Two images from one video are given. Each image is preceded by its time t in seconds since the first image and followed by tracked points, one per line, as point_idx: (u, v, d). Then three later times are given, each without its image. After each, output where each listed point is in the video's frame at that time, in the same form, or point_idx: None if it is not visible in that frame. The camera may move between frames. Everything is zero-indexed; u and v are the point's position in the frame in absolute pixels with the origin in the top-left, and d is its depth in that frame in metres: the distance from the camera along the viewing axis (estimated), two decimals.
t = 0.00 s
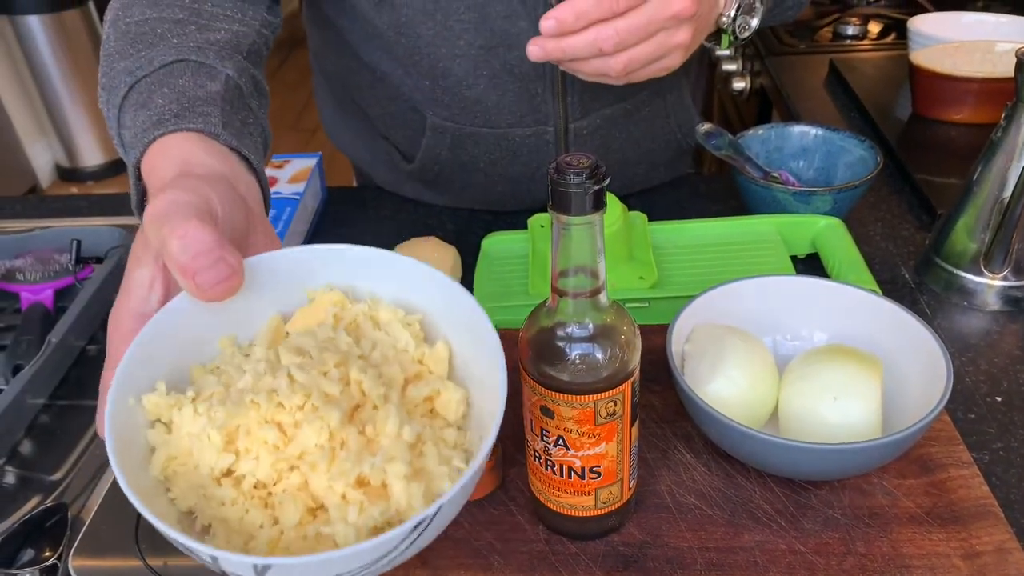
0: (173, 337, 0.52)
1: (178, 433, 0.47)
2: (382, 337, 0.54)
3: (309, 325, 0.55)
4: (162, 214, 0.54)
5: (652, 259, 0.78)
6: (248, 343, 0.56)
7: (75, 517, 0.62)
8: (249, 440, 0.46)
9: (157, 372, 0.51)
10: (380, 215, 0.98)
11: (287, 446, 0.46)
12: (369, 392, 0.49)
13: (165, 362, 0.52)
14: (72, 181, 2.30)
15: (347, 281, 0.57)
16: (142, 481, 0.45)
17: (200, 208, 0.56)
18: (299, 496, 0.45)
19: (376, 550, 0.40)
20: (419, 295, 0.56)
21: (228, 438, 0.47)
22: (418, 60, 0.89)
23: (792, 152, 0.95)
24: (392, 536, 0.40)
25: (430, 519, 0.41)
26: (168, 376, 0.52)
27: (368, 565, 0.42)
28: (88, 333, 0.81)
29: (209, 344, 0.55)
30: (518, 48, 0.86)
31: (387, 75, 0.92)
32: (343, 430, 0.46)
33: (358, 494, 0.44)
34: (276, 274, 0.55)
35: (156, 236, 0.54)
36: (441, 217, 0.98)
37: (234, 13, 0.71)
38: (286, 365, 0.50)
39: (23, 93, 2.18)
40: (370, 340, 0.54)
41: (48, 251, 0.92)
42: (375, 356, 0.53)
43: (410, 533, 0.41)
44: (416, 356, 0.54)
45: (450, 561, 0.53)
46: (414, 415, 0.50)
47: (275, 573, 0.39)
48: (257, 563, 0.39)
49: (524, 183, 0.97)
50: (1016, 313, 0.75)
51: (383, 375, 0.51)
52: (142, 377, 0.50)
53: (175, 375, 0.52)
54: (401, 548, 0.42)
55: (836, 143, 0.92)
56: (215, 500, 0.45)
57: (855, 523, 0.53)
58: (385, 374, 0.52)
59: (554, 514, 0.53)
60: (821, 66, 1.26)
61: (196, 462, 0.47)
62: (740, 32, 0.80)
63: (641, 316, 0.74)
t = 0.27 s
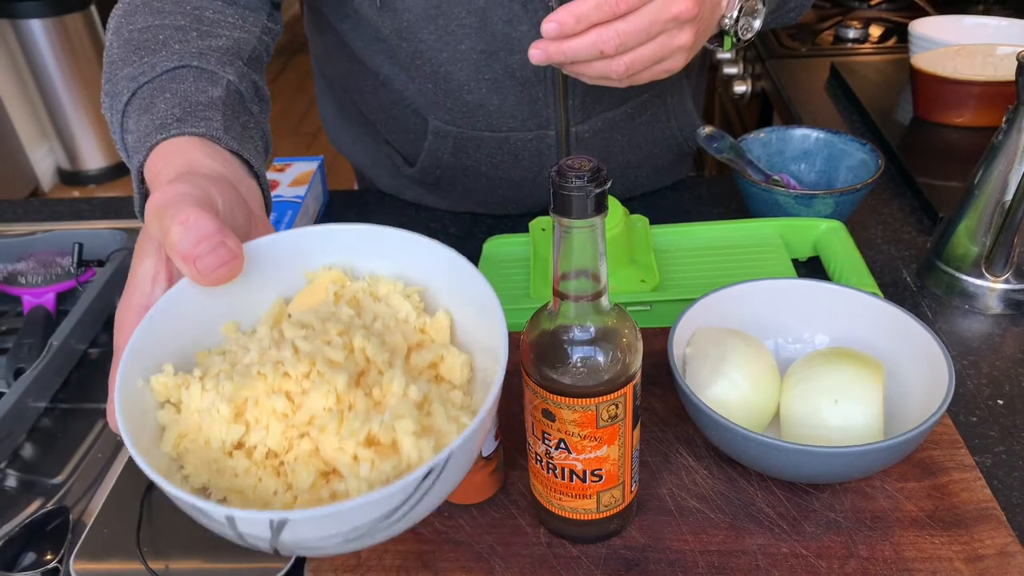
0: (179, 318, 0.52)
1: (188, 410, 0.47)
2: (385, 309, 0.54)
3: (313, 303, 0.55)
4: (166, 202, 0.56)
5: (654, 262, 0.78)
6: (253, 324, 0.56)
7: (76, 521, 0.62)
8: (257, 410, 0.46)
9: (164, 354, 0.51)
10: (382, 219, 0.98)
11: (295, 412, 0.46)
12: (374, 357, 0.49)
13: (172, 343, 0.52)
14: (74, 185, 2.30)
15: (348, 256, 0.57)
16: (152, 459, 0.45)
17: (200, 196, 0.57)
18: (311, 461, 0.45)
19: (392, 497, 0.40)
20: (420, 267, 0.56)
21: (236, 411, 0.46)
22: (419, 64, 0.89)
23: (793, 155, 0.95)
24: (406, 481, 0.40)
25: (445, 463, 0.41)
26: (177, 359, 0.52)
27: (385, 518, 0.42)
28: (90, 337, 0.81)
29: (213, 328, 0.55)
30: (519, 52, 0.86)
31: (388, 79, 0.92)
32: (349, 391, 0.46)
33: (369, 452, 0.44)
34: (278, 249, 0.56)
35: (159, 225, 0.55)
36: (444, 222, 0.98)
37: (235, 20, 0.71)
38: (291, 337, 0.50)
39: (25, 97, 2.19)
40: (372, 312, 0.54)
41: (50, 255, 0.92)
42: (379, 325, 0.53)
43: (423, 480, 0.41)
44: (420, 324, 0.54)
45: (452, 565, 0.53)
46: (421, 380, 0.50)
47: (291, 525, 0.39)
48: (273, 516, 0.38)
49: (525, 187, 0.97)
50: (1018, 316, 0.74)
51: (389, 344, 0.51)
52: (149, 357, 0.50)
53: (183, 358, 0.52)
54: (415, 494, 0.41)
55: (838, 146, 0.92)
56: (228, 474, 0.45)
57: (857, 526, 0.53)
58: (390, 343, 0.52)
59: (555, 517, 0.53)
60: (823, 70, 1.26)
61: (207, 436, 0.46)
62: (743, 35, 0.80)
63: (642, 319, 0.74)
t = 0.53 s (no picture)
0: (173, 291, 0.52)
1: (181, 371, 0.47)
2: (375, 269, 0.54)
3: (305, 273, 0.54)
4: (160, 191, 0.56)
5: (654, 264, 0.78)
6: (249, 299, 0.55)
7: (76, 523, 0.62)
8: (248, 365, 0.46)
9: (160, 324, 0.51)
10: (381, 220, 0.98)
11: (283, 362, 0.46)
12: (363, 310, 0.49)
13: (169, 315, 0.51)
14: (74, 187, 2.30)
15: (337, 230, 0.56)
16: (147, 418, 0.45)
17: (197, 181, 0.57)
18: (302, 410, 0.44)
19: (380, 421, 0.40)
20: (407, 229, 0.55)
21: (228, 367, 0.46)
22: (419, 66, 0.89)
23: (794, 157, 0.95)
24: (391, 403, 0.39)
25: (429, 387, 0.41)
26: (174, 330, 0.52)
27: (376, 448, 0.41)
28: (89, 339, 0.81)
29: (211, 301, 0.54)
30: (518, 53, 0.86)
31: (388, 81, 0.92)
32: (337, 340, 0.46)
33: (357, 392, 0.43)
34: (266, 225, 0.55)
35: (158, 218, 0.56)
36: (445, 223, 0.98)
37: (238, 21, 0.71)
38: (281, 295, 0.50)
39: (26, 99, 2.19)
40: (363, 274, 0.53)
41: (50, 257, 0.92)
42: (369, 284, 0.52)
43: (411, 403, 0.40)
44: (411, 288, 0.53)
45: (452, 567, 0.53)
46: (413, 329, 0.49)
47: (279, 454, 0.39)
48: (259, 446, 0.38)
49: (525, 188, 0.97)
50: (1019, 318, 0.74)
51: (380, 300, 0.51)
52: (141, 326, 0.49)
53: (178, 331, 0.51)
54: (405, 417, 0.41)
55: (838, 148, 0.92)
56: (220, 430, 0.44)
57: (858, 528, 0.53)
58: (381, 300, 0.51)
59: (556, 518, 0.53)
60: (823, 71, 1.26)
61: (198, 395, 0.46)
62: (740, 37, 0.79)
63: (643, 321, 0.74)
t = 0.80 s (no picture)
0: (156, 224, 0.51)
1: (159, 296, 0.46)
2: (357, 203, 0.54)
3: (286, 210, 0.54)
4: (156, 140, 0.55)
5: (653, 265, 0.78)
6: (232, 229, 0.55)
7: (76, 524, 0.62)
8: (229, 289, 0.46)
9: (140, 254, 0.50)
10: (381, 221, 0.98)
11: (265, 283, 0.46)
12: (343, 238, 0.49)
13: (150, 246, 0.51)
14: (74, 188, 2.30)
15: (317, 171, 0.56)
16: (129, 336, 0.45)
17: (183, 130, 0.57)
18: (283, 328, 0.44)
19: (359, 326, 0.40)
20: (383, 169, 0.55)
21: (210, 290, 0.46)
22: (418, 66, 0.89)
23: (793, 158, 0.95)
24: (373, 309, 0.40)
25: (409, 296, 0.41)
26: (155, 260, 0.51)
27: (357, 356, 0.42)
28: (89, 340, 0.81)
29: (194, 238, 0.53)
30: (517, 54, 0.86)
31: (386, 81, 0.92)
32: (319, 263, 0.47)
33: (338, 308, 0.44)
34: (247, 170, 0.55)
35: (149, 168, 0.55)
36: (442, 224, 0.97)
37: (231, 12, 0.71)
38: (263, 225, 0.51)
39: (26, 100, 2.19)
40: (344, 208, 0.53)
41: (50, 257, 0.92)
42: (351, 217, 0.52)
43: (390, 311, 0.41)
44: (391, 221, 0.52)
45: (451, 568, 0.53)
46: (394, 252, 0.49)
47: (259, 357, 0.39)
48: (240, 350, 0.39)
49: (525, 188, 0.97)
50: (1018, 319, 0.74)
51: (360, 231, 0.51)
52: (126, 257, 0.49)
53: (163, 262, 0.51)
54: (386, 325, 0.41)
55: (838, 149, 0.92)
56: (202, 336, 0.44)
57: (857, 529, 0.53)
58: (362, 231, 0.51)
59: (556, 519, 0.53)
60: (823, 72, 1.26)
61: (180, 317, 0.46)
62: (739, 41, 0.79)
63: (643, 322, 0.74)
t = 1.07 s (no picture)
0: (154, 164, 0.57)
1: (159, 229, 0.52)
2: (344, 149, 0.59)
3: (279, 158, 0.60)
4: (154, 84, 0.60)
5: (653, 265, 0.78)
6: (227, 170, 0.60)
7: (75, 525, 0.62)
8: (220, 222, 0.51)
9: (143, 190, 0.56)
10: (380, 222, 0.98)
11: (255, 213, 0.51)
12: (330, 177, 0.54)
13: (150, 184, 0.56)
14: (74, 189, 2.31)
15: (312, 121, 0.63)
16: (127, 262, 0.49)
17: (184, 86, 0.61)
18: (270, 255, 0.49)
19: (338, 251, 0.45)
20: (375, 120, 0.62)
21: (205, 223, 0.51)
22: (416, 65, 0.90)
23: (793, 159, 0.95)
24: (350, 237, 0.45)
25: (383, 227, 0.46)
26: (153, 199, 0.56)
27: (335, 278, 0.46)
28: (88, 340, 0.81)
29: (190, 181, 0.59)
30: (514, 53, 0.86)
31: (385, 81, 0.93)
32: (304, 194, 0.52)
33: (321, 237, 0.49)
34: (243, 118, 0.60)
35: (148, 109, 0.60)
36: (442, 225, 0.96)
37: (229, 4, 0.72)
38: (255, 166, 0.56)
39: (25, 101, 2.19)
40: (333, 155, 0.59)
41: (49, 258, 0.92)
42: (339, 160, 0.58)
43: (366, 237, 0.46)
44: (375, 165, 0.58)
45: (451, 569, 0.53)
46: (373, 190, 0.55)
47: (243, 273, 0.44)
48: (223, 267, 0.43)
49: (524, 188, 0.97)
50: (1018, 319, 0.74)
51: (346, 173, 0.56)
52: (129, 192, 0.54)
53: (160, 199, 0.56)
54: (362, 251, 0.46)
55: (837, 149, 0.92)
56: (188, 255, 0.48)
57: (857, 530, 0.53)
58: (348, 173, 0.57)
59: (555, 520, 0.52)
60: (822, 72, 1.26)
61: (176, 245, 0.51)
62: (734, 43, 0.80)
63: (643, 323, 0.74)
